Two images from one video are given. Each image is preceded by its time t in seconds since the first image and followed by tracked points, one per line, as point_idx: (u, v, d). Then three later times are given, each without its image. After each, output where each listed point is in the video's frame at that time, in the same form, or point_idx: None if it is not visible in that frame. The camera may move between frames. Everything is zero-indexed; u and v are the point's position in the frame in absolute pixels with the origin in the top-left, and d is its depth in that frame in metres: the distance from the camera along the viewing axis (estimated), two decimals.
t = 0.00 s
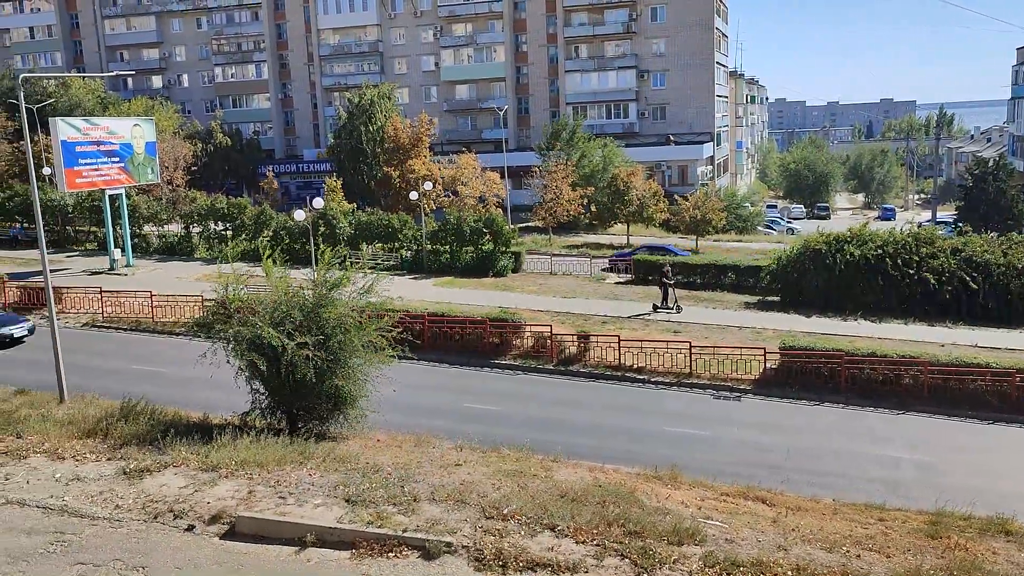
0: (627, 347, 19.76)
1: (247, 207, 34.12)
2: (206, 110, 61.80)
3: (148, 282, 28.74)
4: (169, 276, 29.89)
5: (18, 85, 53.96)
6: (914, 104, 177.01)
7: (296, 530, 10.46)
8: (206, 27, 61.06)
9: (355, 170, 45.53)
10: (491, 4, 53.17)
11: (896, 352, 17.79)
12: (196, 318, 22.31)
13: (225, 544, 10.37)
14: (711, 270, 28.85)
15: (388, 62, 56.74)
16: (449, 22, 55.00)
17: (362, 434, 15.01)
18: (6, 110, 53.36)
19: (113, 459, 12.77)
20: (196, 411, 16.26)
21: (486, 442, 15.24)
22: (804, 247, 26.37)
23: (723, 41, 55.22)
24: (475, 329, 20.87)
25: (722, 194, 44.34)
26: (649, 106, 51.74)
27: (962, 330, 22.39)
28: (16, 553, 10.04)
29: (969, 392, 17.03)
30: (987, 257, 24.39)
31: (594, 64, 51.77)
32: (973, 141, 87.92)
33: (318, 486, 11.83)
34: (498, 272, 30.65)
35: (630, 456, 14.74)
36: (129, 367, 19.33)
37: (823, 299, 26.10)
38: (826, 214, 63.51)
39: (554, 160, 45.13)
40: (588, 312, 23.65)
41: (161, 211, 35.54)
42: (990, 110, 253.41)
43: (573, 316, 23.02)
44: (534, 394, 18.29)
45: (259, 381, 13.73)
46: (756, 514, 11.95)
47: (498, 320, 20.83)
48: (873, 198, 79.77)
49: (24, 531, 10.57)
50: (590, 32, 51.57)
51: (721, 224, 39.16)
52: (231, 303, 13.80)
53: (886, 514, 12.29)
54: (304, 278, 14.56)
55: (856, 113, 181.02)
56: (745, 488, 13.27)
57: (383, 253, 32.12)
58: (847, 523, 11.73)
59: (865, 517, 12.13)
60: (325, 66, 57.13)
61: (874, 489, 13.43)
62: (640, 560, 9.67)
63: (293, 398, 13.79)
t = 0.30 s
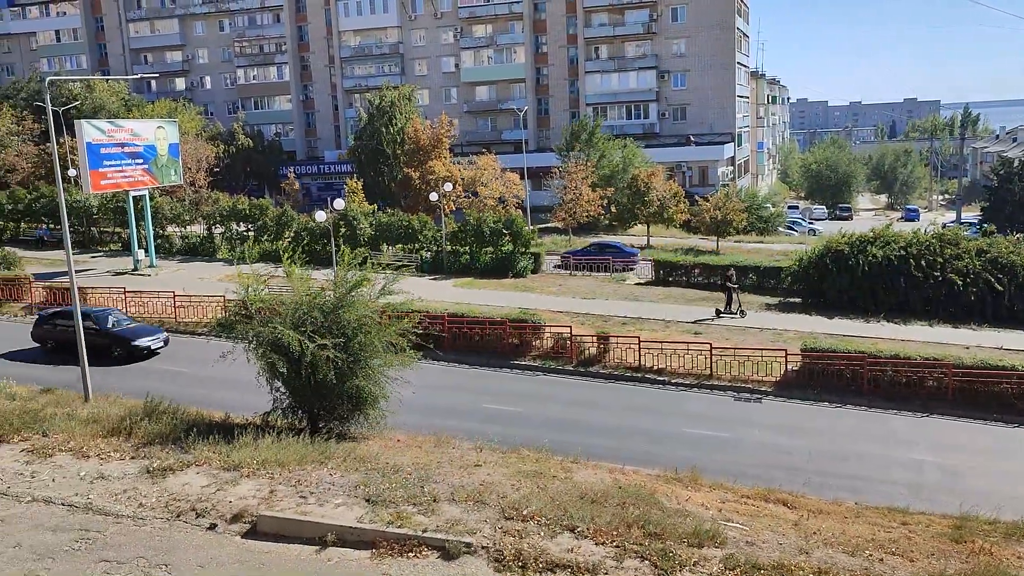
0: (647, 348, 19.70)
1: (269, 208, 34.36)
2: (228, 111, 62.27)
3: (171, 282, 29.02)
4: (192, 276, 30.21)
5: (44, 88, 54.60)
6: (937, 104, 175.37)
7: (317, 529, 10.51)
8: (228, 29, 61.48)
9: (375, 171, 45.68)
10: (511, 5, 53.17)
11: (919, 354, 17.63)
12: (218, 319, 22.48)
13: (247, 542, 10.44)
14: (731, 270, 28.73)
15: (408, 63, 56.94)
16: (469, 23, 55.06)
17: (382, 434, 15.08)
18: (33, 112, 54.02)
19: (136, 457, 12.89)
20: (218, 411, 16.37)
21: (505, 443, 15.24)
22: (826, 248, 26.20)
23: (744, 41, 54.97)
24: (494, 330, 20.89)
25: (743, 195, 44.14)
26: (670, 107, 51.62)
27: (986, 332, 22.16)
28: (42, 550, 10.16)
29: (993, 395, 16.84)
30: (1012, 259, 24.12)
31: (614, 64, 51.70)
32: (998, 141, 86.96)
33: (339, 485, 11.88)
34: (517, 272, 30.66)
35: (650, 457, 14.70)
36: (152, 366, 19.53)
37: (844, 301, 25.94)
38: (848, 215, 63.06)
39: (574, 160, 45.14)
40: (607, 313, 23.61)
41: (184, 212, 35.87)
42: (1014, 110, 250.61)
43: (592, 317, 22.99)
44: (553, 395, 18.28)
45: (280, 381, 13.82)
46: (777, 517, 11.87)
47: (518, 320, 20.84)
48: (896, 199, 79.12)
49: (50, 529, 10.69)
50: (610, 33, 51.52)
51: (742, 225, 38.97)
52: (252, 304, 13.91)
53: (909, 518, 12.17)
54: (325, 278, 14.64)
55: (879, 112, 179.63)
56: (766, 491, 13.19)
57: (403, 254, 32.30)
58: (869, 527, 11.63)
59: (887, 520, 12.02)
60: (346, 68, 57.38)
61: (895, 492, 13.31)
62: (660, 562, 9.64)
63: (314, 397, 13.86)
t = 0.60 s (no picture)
0: (668, 350, 19.62)
1: (291, 209, 34.55)
2: (251, 113, 62.70)
3: (194, 282, 29.24)
4: (215, 277, 30.48)
5: (70, 91, 55.11)
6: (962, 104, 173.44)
7: (337, 529, 10.55)
8: (251, 31, 61.87)
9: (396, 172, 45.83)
10: (532, 6, 53.13)
11: (945, 357, 17.42)
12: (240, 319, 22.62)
13: (268, 542, 10.50)
14: (753, 271, 28.53)
15: (429, 64, 57.08)
16: (490, 24, 55.08)
17: (403, 434, 15.10)
18: (59, 114, 54.62)
19: (160, 456, 13.00)
20: (241, 411, 16.44)
21: (525, 444, 15.21)
22: (850, 248, 25.96)
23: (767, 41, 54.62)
24: (515, 330, 20.88)
25: (766, 196, 43.83)
26: (691, 107, 51.41)
27: (1013, 334, 21.89)
28: (67, 547, 10.27)
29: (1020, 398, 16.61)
30: None
31: (635, 65, 51.57)
32: None
33: (360, 485, 11.91)
34: (538, 273, 30.66)
35: (670, 459, 14.62)
36: (175, 366, 19.69)
37: (868, 303, 25.70)
38: (871, 216, 62.49)
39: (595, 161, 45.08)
40: (628, 314, 23.54)
41: (207, 213, 36.17)
42: None
43: (614, 318, 22.93)
44: (572, 396, 18.24)
45: (301, 381, 13.89)
46: (799, 520, 11.77)
47: (538, 321, 20.81)
48: (921, 199, 78.30)
49: (75, 526, 10.80)
50: (631, 33, 51.36)
51: (765, 226, 38.71)
52: (274, 304, 13.99)
53: (934, 522, 12.03)
54: (344, 279, 14.69)
55: (904, 112, 177.91)
56: (788, 493, 13.08)
57: (423, 255, 32.48)
58: (893, 531, 11.51)
59: (911, 525, 11.89)
60: (367, 70, 57.59)
61: (918, 496, 13.17)
62: (680, 564, 9.59)
63: (335, 397, 13.91)
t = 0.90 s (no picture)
0: (690, 351, 19.54)
1: (314, 210, 34.75)
2: (274, 115, 63.09)
3: (218, 283, 29.50)
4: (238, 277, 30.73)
5: (98, 93, 55.48)
6: (989, 104, 171.44)
7: (359, 529, 10.60)
8: (274, 34, 62.26)
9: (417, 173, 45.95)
10: (554, 7, 53.10)
11: (972, 359, 17.22)
12: (263, 319, 22.79)
13: (291, 541, 10.56)
14: (775, 272, 28.37)
15: (451, 66, 57.21)
16: (512, 25, 55.12)
17: (424, 434, 15.15)
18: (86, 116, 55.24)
19: (185, 455, 13.12)
20: (263, 410, 16.55)
21: (546, 445, 15.20)
22: (874, 250, 25.70)
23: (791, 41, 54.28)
24: (535, 331, 20.86)
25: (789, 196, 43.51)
26: (714, 108, 51.21)
27: None
28: (93, 545, 10.38)
29: None
30: None
31: (657, 65, 51.25)
32: None
33: (382, 485, 11.95)
34: (559, 274, 30.66)
35: (691, 461, 14.55)
36: (197, 366, 19.84)
37: (894, 305, 25.46)
38: (897, 217, 61.90)
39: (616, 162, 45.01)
40: (650, 315, 23.47)
41: (231, 214, 36.52)
42: None
43: (635, 320, 22.87)
44: (592, 398, 18.21)
45: (324, 380, 13.97)
46: (823, 524, 11.68)
47: (559, 323, 20.78)
48: (947, 200, 77.48)
49: (101, 524, 10.92)
50: (654, 33, 51.24)
51: (788, 227, 38.42)
52: (297, 304, 14.07)
53: (961, 527, 11.89)
54: (366, 279, 14.75)
55: (931, 112, 176.16)
56: (811, 497, 12.98)
57: (444, 255, 32.50)
58: (918, 536, 11.38)
59: (937, 529, 11.76)
60: (389, 71, 57.80)
61: (944, 500, 13.02)
62: (702, 567, 9.54)
63: (357, 397, 13.97)
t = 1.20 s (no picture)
0: (713, 353, 19.44)
1: (336, 212, 34.94)
2: (297, 117, 63.42)
3: (241, 283, 29.72)
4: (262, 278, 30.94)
5: (124, 95, 56.10)
6: (1017, 104, 169.31)
7: (381, 529, 10.62)
8: (298, 36, 62.65)
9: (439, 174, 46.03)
10: (577, 8, 53.10)
11: (999, 363, 17.00)
12: (286, 319, 22.93)
13: (313, 541, 10.59)
14: (800, 275, 28.20)
15: (473, 67, 57.33)
16: (535, 26, 55.16)
17: (446, 435, 15.15)
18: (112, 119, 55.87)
19: (209, 454, 13.22)
20: (286, 411, 16.64)
21: (568, 447, 15.16)
22: (900, 252, 25.42)
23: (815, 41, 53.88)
24: (558, 332, 20.85)
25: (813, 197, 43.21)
26: (738, 109, 51.00)
27: None
28: (119, 543, 10.47)
29: None
30: None
31: (680, 66, 51.26)
32: None
33: (403, 486, 11.97)
34: (581, 276, 30.64)
35: (713, 464, 14.47)
36: (220, 366, 19.99)
37: (920, 307, 25.18)
38: (923, 218, 61.29)
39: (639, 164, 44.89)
40: (673, 317, 23.37)
41: (255, 215, 36.81)
42: None
43: (657, 321, 22.78)
44: (613, 400, 18.14)
45: (346, 380, 14.02)
46: (847, 528, 11.55)
47: (581, 324, 20.75)
48: (975, 202, 76.56)
49: (127, 522, 11.02)
50: (676, 34, 51.10)
51: (812, 228, 38.13)
52: (321, 304, 14.15)
53: (988, 532, 11.73)
54: (389, 280, 14.81)
55: (958, 112, 174.22)
56: (835, 501, 12.86)
57: (467, 257, 32.51)
58: (945, 541, 11.24)
59: (964, 534, 11.61)
60: (412, 73, 57.94)
61: (970, 505, 12.86)
62: (725, 571, 9.46)
63: (380, 398, 14.01)
